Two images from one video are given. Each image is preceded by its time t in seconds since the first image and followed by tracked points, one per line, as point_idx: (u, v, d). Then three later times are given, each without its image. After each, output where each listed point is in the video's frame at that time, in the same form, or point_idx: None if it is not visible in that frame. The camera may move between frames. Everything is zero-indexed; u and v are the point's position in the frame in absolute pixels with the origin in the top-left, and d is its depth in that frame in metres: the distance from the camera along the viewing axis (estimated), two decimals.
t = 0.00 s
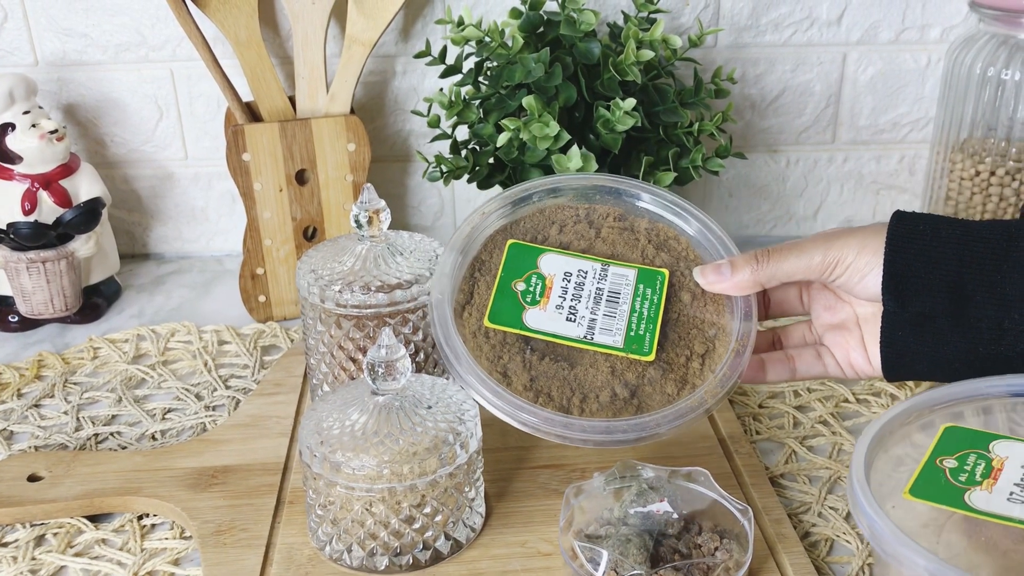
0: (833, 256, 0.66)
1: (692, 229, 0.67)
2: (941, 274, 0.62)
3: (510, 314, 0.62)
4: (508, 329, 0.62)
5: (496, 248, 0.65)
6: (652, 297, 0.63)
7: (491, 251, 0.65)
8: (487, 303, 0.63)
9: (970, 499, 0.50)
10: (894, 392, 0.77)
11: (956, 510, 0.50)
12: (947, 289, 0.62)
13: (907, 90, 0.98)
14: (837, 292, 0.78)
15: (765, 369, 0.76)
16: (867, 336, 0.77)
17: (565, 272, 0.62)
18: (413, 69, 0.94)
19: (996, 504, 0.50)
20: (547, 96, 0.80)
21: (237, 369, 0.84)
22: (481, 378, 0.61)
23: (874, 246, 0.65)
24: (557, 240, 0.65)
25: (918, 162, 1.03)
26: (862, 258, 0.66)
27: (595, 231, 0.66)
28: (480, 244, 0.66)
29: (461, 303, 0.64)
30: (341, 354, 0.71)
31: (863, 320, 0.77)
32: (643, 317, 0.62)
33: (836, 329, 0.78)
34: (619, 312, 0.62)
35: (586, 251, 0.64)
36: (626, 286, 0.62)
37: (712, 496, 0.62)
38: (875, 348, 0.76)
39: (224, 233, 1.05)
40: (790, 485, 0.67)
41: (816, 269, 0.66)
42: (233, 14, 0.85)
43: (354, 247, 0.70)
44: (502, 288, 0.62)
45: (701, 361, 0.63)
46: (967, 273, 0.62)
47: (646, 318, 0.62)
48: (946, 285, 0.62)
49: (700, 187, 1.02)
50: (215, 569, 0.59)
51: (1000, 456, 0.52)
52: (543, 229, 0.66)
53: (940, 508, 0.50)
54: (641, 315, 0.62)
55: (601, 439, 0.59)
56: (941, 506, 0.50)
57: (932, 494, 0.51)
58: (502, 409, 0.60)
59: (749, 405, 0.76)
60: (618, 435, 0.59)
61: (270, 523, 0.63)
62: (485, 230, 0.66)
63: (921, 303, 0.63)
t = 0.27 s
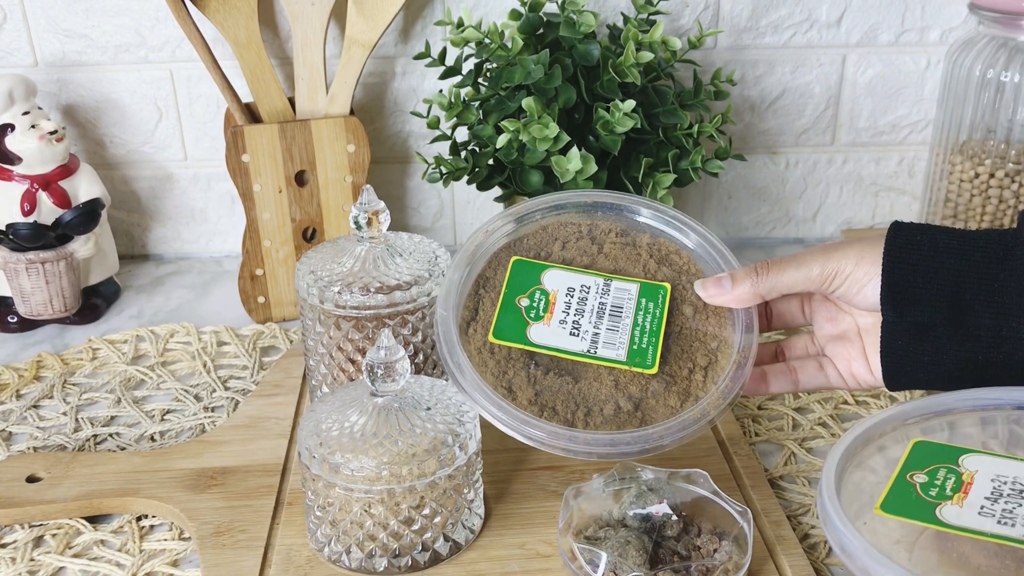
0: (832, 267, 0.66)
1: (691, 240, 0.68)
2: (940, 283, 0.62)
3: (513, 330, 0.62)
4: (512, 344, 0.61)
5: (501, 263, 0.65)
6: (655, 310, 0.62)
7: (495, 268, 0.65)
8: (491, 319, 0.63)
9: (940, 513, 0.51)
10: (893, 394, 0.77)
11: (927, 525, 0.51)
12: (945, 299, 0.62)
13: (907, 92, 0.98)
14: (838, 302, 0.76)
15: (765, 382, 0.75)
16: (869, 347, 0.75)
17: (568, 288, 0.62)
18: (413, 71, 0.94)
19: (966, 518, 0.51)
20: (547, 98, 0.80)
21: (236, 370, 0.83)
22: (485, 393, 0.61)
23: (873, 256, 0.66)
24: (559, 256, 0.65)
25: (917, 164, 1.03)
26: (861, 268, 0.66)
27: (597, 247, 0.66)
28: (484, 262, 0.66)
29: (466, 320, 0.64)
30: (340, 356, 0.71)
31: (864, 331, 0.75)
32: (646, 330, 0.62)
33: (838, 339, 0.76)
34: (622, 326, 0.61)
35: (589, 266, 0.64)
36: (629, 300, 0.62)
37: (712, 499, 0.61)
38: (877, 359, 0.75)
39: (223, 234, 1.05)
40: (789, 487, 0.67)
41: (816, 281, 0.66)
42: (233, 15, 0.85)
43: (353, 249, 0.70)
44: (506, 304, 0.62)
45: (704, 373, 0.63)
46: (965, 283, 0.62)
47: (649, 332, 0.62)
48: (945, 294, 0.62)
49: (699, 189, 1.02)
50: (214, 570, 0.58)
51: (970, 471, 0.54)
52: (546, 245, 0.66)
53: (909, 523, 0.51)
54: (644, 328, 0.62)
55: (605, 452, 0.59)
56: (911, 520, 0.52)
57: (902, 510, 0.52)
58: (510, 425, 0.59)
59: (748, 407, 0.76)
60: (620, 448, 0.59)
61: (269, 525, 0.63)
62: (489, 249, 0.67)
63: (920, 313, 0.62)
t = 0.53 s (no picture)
0: (832, 269, 0.66)
1: (689, 242, 0.68)
2: (940, 286, 0.62)
3: (512, 332, 0.62)
4: (510, 347, 0.61)
5: (499, 268, 0.65)
6: (653, 313, 0.62)
7: (494, 272, 0.65)
8: (490, 323, 0.63)
9: (937, 513, 0.52)
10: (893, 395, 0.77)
11: (923, 526, 0.51)
12: (946, 301, 0.62)
13: (906, 92, 0.98)
14: (837, 304, 0.76)
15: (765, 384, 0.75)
16: (869, 349, 0.75)
17: (567, 291, 0.62)
18: (413, 70, 0.94)
19: (962, 517, 0.51)
20: (546, 97, 0.80)
21: (236, 370, 0.83)
22: (484, 396, 0.60)
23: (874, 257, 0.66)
24: (558, 259, 0.65)
25: (917, 164, 1.03)
26: (861, 270, 0.66)
27: (595, 250, 0.66)
28: (482, 266, 0.66)
29: (463, 324, 0.64)
30: (340, 356, 0.71)
31: (864, 334, 0.75)
32: (645, 333, 0.62)
33: (839, 342, 0.76)
34: (621, 329, 0.61)
35: (587, 269, 0.64)
36: (627, 303, 0.62)
37: (713, 499, 0.61)
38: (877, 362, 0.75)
39: (222, 234, 1.05)
40: (789, 487, 0.67)
41: (815, 283, 0.66)
42: (232, 14, 0.85)
43: (352, 248, 0.69)
44: (504, 308, 0.62)
45: (703, 375, 0.62)
46: (966, 285, 0.62)
47: (647, 334, 0.62)
48: (945, 297, 0.62)
49: (699, 189, 1.02)
50: (214, 570, 0.58)
51: (967, 470, 0.54)
52: (544, 249, 0.66)
53: (905, 524, 0.52)
54: (643, 331, 0.62)
55: (606, 454, 0.58)
56: (908, 521, 0.52)
57: (899, 510, 0.52)
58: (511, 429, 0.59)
59: (749, 407, 0.76)
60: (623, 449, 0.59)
61: (268, 525, 0.63)
62: (486, 253, 0.66)
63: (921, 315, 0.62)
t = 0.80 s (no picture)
0: (834, 271, 0.66)
1: (689, 243, 0.68)
2: (944, 287, 0.62)
3: (515, 335, 0.61)
4: (513, 350, 0.61)
5: (502, 271, 0.65)
6: (656, 315, 0.62)
7: (496, 276, 0.65)
8: (492, 326, 0.63)
9: (932, 516, 0.52)
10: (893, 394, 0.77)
11: (919, 529, 0.51)
12: (950, 301, 0.62)
13: (906, 92, 0.98)
14: (841, 307, 0.77)
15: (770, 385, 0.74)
16: (872, 351, 0.75)
17: (569, 294, 0.62)
18: (412, 69, 0.94)
19: (957, 520, 0.51)
20: (546, 97, 0.80)
21: (234, 370, 0.83)
22: (488, 399, 0.60)
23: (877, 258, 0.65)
24: (561, 263, 0.65)
25: (917, 163, 1.03)
26: (864, 272, 0.65)
27: (598, 253, 0.66)
28: (485, 271, 0.66)
29: (467, 327, 0.64)
30: (338, 355, 0.70)
31: (868, 335, 0.76)
32: (648, 335, 0.61)
33: (842, 344, 0.77)
34: (623, 331, 0.61)
35: (590, 272, 0.64)
36: (630, 305, 0.62)
37: (713, 500, 0.61)
38: (880, 363, 0.75)
39: (221, 234, 1.05)
40: (789, 487, 0.66)
41: (818, 285, 0.66)
42: (231, 13, 0.85)
43: (351, 248, 0.69)
44: (507, 311, 0.62)
45: (706, 377, 0.62)
46: (969, 286, 0.62)
47: (650, 337, 0.61)
48: (949, 297, 0.62)
49: (698, 188, 1.02)
50: (212, 571, 0.58)
51: (961, 473, 0.54)
52: (547, 253, 0.66)
53: (900, 527, 0.52)
54: (646, 333, 0.62)
55: (609, 456, 0.58)
56: (904, 525, 0.52)
57: (894, 513, 0.52)
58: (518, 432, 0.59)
59: (748, 407, 0.76)
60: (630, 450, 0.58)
61: (266, 525, 0.62)
62: (489, 256, 0.67)
63: (924, 317, 0.62)
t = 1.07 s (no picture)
0: (840, 269, 0.65)
1: (691, 241, 0.68)
2: (951, 287, 0.61)
3: (520, 333, 0.61)
4: (518, 347, 0.61)
5: (508, 271, 0.65)
6: (661, 314, 0.62)
7: (503, 275, 0.65)
8: (497, 324, 0.63)
9: (933, 512, 0.51)
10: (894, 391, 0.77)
11: (919, 525, 0.51)
12: (956, 301, 0.61)
13: (906, 87, 0.98)
14: (846, 308, 0.76)
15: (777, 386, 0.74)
16: (878, 352, 0.75)
17: (575, 293, 0.62)
18: (410, 64, 0.94)
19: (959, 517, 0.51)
20: (545, 91, 0.79)
21: (232, 366, 0.83)
22: (493, 396, 0.60)
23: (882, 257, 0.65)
24: (567, 263, 0.65)
25: (917, 159, 1.03)
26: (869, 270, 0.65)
27: (604, 254, 0.66)
28: (491, 270, 0.66)
29: (473, 327, 0.64)
30: (336, 351, 0.70)
31: (874, 336, 0.75)
32: (653, 334, 0.61)
33: (848, 345, 0.76)
34: (628, 330, 0.61)
35: (596, 272, 0.64)
36: (635, 304, 0.62)
37: (712, 495, 0.61)
38: (887, 365, 0.74)
39: (218, 230, 1.05)
40: (789, 483, 0.66)
41: (823, 285, 0.66)
42: (228, 8, 0.85)
43: (349, 243, 0.69)
44: (512, 310, 0.63)
45: (712, 376, 0.62)
46: (977, 286, 0.61)
47: (655, 335, 0.61)
48: (956, 297, 0.61)
49: (698, 184, 1.02)
50: (209, 568, 0.58)
51: (961, 470, 0.54)
52: (553, 253, 0.66)
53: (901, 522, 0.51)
54: (650, 332, 0.61)
55: (612, 450, 0.58)
56: (905, 521, 0.51)
57: (895, 509, 0.52)
58: (523, 428, 0.59)
59: (748, 403, 0.76)
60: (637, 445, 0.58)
61: (264, 522, 0.62)
62: (496, 255, 0.67)
63: (930, 316, 0.62)
